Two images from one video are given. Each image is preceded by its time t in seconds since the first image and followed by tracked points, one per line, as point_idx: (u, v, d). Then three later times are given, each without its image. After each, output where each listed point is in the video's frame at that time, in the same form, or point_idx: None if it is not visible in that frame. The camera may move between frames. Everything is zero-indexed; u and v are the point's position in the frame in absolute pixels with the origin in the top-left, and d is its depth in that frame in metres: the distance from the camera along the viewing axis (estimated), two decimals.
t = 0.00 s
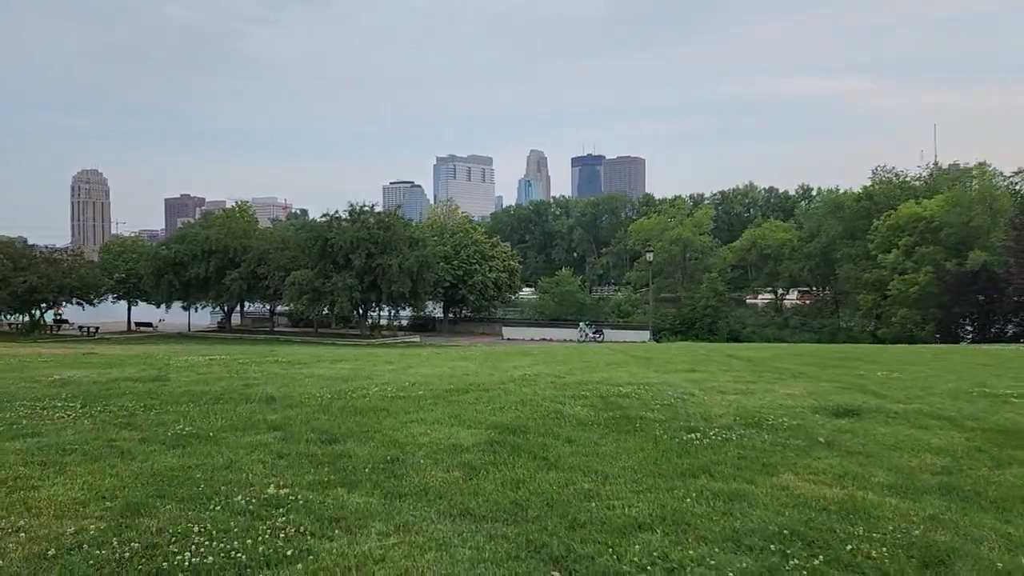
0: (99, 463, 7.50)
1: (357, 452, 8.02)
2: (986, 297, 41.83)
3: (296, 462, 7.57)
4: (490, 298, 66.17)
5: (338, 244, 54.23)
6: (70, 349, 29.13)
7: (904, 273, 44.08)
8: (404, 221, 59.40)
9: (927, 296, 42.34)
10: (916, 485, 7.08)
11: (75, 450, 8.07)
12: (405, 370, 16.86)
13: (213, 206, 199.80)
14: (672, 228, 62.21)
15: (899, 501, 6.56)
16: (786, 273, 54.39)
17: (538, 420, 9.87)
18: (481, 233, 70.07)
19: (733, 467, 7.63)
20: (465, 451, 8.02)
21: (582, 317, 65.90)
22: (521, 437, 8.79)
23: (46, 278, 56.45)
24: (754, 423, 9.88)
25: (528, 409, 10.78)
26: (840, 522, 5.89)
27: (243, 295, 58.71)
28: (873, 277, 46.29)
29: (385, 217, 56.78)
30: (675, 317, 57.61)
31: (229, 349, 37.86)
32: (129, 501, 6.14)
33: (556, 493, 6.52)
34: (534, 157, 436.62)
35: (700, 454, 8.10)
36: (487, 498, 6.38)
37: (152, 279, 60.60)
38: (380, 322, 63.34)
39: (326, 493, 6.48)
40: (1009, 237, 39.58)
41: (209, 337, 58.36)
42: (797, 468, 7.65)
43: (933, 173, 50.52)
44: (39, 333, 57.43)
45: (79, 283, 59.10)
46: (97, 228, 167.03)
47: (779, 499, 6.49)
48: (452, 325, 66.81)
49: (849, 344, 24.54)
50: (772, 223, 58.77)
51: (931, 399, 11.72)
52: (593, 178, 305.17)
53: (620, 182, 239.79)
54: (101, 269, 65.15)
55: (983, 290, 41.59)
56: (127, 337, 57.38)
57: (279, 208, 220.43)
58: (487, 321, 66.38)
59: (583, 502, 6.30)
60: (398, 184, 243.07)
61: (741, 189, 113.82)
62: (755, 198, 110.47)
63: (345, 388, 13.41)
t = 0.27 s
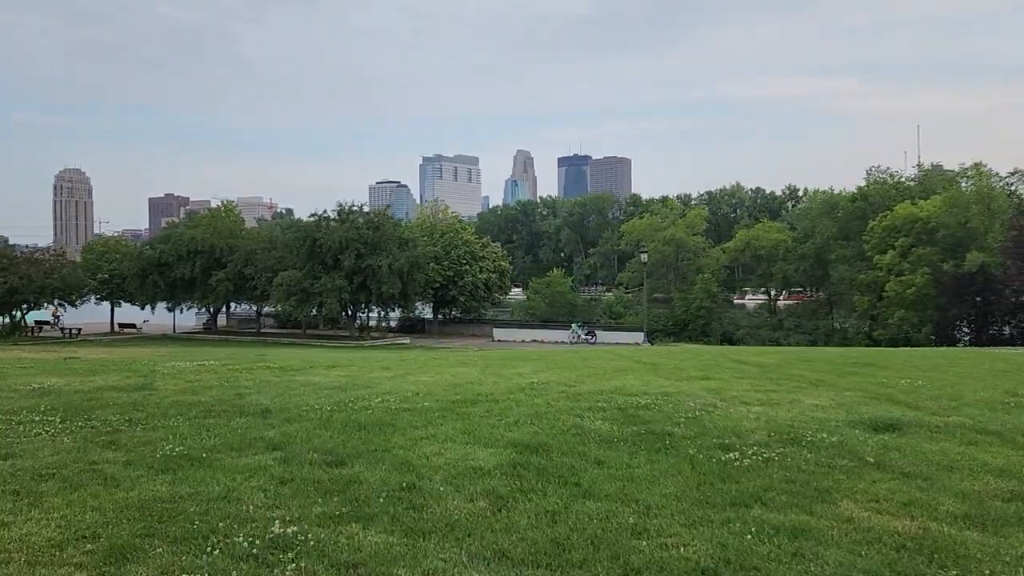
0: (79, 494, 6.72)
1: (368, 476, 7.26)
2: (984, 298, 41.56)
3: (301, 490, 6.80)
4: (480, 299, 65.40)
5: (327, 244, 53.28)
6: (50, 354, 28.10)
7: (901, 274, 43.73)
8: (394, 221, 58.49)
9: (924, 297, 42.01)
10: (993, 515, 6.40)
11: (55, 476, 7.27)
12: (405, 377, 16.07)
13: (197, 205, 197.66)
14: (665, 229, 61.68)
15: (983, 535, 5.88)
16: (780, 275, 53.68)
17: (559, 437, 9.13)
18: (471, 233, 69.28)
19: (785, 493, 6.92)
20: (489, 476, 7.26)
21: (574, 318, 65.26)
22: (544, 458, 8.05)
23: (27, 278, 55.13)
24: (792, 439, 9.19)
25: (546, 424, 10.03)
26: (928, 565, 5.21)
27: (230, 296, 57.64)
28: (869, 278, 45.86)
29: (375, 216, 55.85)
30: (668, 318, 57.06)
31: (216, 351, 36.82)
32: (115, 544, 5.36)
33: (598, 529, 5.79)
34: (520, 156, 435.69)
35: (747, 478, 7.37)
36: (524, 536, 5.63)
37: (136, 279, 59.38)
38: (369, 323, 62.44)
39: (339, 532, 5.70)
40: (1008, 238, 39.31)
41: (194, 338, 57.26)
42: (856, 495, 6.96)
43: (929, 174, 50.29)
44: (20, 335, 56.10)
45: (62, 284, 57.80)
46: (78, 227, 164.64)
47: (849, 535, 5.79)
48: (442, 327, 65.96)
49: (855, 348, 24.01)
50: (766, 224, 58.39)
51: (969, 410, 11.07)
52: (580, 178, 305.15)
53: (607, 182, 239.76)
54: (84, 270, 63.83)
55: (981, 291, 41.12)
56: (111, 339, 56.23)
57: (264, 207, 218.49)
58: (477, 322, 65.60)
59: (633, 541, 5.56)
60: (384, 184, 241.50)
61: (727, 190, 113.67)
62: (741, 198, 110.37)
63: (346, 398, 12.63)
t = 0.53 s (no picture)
0: (60, 529, 6.00)
1: (384, 505, 6.54)
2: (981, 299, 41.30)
3: (309, 523, 6.07)
4: (471, 299, 64.68)
5: (316, 244, 52.36)
6: (29, 358, 27.07)
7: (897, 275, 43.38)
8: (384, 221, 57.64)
9: (922, 298, 41.68)
10: None
11: (32, 508, 6.52)
12: (406, 385, 15.31)
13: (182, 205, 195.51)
14: (658, 229, 61.17)
15: None
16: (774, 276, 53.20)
17: (584, 455, 8.45)
18: (461, 233, 68.52)
19: (846, 523, 6.27)
20: (518, 506, 6.55)
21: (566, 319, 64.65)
22: (574, 481, 7.37)
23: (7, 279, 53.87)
24: (834, 456, 8.54)
25: (566, 441, 9.33)
26: None
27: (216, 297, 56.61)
28: (865, 278, 45.51)
29: (365, 216, 54.99)
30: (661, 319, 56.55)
31: (203, 354, 35.86)
32: None
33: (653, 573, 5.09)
34: (507, 156, 434.85)
35: (800, 505, 6.71)
36: None
37: (120, 280, 58.18)
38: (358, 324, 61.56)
39: None
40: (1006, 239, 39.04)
41: (180, 340, 56.18)
42: (923, 524, 6.31)
43: (924, 175, 50.05)
44: None
45: (43, 285, 56.53)
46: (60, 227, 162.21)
47: None
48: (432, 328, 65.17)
49: (860, 351, 23.50)
50: (759, 224, 58.02)
51: (1010, 423, 10.47)
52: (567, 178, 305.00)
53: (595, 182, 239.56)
54: (66, 271, 62.53)
55: (979, 292, 40.74)
56: (94, 341, 55.02)
57: (249, 207, 216.50)
58: (468, 323, 64.87)
59: None
60: (370, 183, 240.00)
61: (714, 190, 113.55)
62: (728, 198, 110.29)
63: (347, 410, 11.90)
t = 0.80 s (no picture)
0: (16, 562, 5.18)
1: (393, 532, 5.73)
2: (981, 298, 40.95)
3: (308, 553, 5.28)
4: (462, 299, 63.86)
5: (305, 243, 51.35)
6: (8, 359, 25.97)
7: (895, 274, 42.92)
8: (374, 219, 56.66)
9: (921, 298, 41.24)
10: None
11: None
12: (405, 388, 14.50)
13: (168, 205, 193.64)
14: (653, 227, 60.59)
15: None
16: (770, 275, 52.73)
17: (607, 469, 7.68)
18: (452, 232, 67.70)
19: (924, 551, 5.51)
20: (543, 530, 5.77)
21: (559, 319, 63.99)
22: (602, 501, 6.58)
23: None
24: (882, 468, 7.80)
25: (585, 450, 8.57)
26: None
27: (203, 297, 55.52)
28: (862, 278, 45.03)
29: (355, 213, 54.08)
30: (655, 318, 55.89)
31: (190, 356, 34.84)
32: None
33: None
34: (495, 156, 433.83)
35: (861, 527, 5.96)
36: None
37: (104, 279, 57.00)
38: (347, 324, 60.62)
39: None
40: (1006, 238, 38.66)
41: (166, 341, 55.08)
42: (1007, 550, 5.55)
43: (922, 173, 49.68)
44: None
45: (26, 284, 55.27)
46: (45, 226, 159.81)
47: None
48: (423, 328, 64.32)
49: (867, 351, 22.88)
50: (755, 223, 57.56)
51: None
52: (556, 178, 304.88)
53: (584, 183, 239.55)
54: (49, 270, 61.24)
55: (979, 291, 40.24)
56: (78, 341, 53.84)
57: (237, 207, 215.01)
58: (459, 323, 64.05)
59: None
60: (358, 182, 238.56)
61: (704, 189, 113.24)
62: (718, 198, 110.11)
63: (343, 416, 11.07)
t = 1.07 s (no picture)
0: None
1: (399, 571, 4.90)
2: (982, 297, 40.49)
3: None
4: (455, 300, 63.01)
5: (295, 242, 50.38)
6: None
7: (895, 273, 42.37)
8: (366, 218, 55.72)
9: (921, 297, 40.70)
10: None
11: None
12: (402, 395, 13.66)
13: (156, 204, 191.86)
14: (648, 226, 59.94)
15: None
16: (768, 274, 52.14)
17: (632, 489, 6.88)
18: (445, 231, 66.83)
19: None
20: (573, 570, 4.97)
21: (552, 319, 63.24)
22: (636, 529, 5.78)
23: None
24: (938, 487, 7.03)
25: (604, 466, 7.77)
26: None
27: (191, 297, 54.46)
28: (861, 277, 44.49)
29: (346, 212, 53.12)
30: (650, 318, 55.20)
31: (178, 357, 33.87)
32: None
33: None
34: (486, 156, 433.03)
35: (937, 563, 5.19)
36: None
37: (89, 279, 55.86)
38: (338, 324, 59.66)
39: None
40: (1008, 236, 38.19)
41: (153, 342, 54.00)
42: None
43: (920, 171, 49.23)
44: None
45: (9, 284, 54.09)
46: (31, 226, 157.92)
47: None
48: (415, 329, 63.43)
49: (875, 353, 22.20)
50: (751, 222, 57.01)
51: None
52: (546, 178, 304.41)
53: (575, 183, 239.23)
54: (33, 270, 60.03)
55: (981, 291, 39.73)
56: (62, 343, 52.73)
57: (226, 207, 213.43)
58: (451, 324, 63.19)
59: None
60: (348, 182, 237.21)
61: (696, 189, 112.82)
62: (709, 198, 109.75)
63: (336, 426, 10.23)
